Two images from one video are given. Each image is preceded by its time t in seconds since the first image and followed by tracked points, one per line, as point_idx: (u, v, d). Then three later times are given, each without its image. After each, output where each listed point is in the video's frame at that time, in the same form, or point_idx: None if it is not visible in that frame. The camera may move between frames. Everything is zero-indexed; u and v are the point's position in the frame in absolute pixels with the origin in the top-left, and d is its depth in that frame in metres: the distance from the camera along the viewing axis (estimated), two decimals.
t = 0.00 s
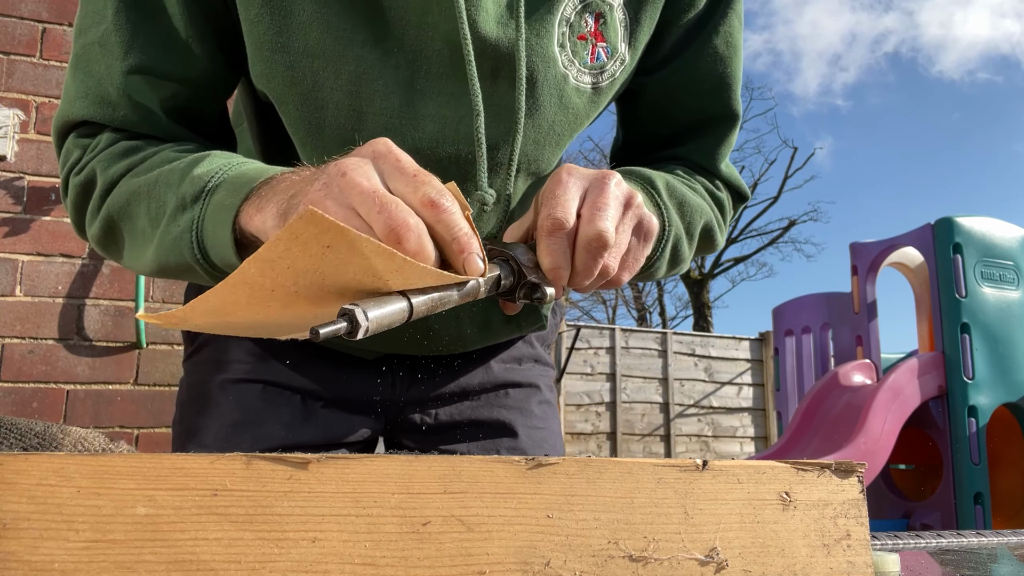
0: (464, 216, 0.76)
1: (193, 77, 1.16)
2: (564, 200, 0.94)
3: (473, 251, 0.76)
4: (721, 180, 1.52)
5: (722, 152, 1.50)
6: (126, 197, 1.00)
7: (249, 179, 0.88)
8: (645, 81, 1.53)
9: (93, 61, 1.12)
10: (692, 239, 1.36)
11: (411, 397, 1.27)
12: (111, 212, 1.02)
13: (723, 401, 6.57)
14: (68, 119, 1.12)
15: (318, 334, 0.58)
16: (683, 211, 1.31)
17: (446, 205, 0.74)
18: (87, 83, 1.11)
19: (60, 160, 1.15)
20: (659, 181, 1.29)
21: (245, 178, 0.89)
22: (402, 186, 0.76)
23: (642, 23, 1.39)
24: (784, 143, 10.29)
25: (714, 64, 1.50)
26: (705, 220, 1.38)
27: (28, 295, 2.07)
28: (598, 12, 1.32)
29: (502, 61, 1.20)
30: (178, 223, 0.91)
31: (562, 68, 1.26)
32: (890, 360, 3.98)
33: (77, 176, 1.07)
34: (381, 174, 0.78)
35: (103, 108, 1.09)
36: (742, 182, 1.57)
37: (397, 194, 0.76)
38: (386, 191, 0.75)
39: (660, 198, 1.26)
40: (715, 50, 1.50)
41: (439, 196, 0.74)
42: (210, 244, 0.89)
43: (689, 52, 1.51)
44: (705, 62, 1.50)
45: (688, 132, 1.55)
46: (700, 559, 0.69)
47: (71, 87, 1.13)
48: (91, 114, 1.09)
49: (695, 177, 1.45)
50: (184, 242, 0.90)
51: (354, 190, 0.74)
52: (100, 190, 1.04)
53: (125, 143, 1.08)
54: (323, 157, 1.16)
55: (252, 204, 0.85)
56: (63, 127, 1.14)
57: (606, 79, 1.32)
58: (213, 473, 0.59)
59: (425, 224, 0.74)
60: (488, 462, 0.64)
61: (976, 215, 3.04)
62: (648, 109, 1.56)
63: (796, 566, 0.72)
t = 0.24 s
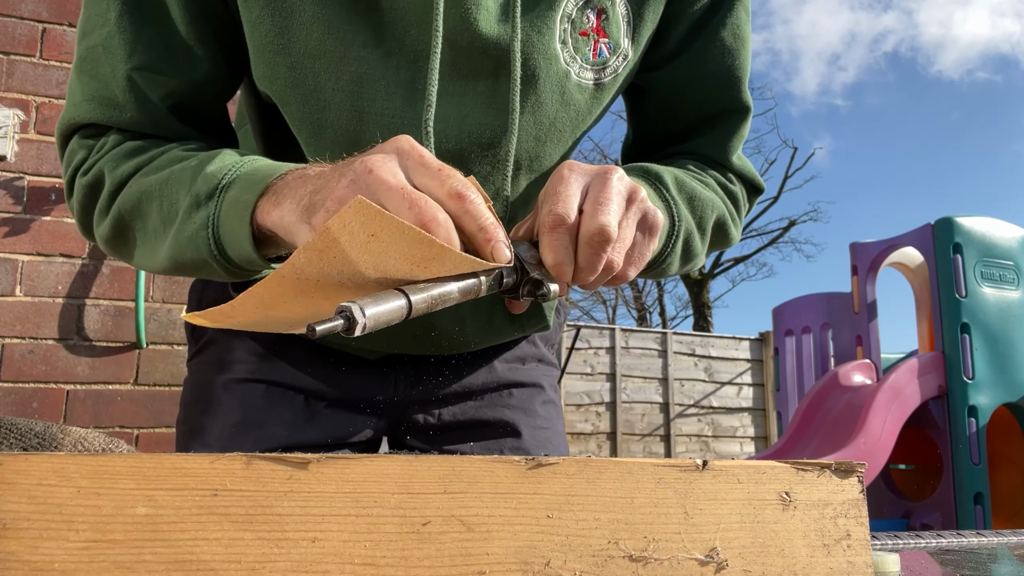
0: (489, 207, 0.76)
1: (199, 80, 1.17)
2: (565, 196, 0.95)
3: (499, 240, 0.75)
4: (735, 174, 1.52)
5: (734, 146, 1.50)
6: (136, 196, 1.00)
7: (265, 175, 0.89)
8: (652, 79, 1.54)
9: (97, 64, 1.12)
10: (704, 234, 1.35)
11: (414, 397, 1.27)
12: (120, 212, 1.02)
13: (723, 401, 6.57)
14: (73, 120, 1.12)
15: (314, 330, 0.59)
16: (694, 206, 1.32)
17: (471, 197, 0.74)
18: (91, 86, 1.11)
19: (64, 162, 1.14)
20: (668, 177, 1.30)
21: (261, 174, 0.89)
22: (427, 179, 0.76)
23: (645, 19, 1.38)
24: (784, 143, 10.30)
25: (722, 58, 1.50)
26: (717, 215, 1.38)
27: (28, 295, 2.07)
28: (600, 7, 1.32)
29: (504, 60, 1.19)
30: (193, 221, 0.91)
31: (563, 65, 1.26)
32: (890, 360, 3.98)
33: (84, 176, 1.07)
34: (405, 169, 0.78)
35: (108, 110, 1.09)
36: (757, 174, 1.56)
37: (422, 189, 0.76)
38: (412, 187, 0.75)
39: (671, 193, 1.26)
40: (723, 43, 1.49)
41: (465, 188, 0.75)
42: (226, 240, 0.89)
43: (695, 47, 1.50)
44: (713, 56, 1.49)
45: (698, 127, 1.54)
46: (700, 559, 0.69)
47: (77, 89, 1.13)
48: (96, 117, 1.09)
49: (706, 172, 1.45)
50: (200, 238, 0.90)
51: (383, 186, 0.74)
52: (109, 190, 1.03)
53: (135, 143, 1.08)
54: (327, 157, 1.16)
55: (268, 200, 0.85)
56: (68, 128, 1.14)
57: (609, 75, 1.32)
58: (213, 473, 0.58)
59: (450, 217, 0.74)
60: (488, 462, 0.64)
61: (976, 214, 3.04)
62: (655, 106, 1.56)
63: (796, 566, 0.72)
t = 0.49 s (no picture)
0: (467, 208, 0.76)
1: (202, 82, 1.16)
2: (568, 188, 0.94)
3: (481, 242, 0.75)
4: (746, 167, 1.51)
5: (744, 138, 1.50)
6: (136, 199, 1.00)
7: (257, 178, 0.88)
8: (659, 74, 1.53)
9: (100, 68, 1.12)
10: (716, 227, 1.35)
11: (418, 397, 1.26)
12: (120, 214, 1.02)
13: (723, 401, 6.57)
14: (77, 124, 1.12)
15: (312, 326, 0.58)
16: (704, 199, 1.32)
17: (448, 199, 0.74)
18: (95, 90, 1.12)
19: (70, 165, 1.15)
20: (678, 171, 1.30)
21: (254, 177, 0.89)
22: (402, 183, 0.76)
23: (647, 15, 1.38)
24: (784, 143, 10.30)
25: (731, 51, 1.49)
26: (727, 208, 1.37)
27: (28, 295, 2.08)
28: (602, 3, 1.32)
29: (505, 57, 1.19)
30: (189, 224, 0.91)
31: (565, 62, 1.26)
32: (891, 360, 3.98)
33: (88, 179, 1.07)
34: (380, 174, 0.78)
35: (111, 114, 1.09)
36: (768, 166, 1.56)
37: (399, 193, 0.77)
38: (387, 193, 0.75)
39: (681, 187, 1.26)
40: (730, 36, 1.49)
41: (440, 191, 0.75)
42: (223, 244, 0.88)
43: (701, 39, 1.49)
44: (722, 48, 1.49)
45: (707, 121, 1.54)
46: (700, 559, 0.69)
47: (80, 94, 1.14)
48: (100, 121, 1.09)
49: (717, 166, 1.45)
50: (197, 243, 0.90)
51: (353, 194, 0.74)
52: (112, 192, 1.03)
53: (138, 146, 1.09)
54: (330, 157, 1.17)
55: (260, 203, 0.84)
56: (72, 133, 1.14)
57: (611, 71, 1.32)
58: (213, 473, 0.58)
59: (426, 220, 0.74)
60: (488, 462, 0.64)
61: (976, 214, 3.04)
62: (663, 102, 1.56)
63: (795, 565, 0.72)
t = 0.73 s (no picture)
0: (437, 219, 0.76)
1: (204, 84, 1.16)
2: (569, 197, 0.93)
3: (449, 252, 0.75)
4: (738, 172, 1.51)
5: (737, 140, 1.50)
6: (135, 207, 1.00)
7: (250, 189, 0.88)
8: (659, 72, 1.53)
9: (106, 73, 1.12)
10: (705, 229, 1.35)
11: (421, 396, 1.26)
12: (122, 220, 1.02)
13: (723, 401, 6.57)
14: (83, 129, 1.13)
15: (313, 330, 0.59)
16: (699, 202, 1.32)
17: (415, 209, 0.75)
18: (101, 94, 1.12)
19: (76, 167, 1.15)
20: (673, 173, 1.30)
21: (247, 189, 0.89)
22: (371, 192, 0.76)
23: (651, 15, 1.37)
24: (784, 143, 10.30)
25: (730, 52, 1.49)
26: (718, 212, 1.38)
27: (28, 295, 2.07)
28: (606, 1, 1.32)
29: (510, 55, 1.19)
30: (182, 234, 0.91)
31: (569, 59, 1.26)
32: (891, 360, 3.98)
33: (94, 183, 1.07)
34: (351, 184, 0.78)
35: (118, 118, 1.09)
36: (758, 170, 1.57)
37: (366, 202, 0.77)
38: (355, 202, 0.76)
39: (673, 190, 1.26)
40: (730, 37, 1.49)
41: (407, 201, 0.75)
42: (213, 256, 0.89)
43: (702, 40, 1.49)
44: (721, 50, 1.49)
45: (702, 121, 1.54)
46: (700, 558, 0.69)
47: (86, 98, 1.14)
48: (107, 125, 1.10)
49: (710, 169, 1.45)
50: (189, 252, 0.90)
51: (320, 203, 0.75)
52: (117, 197, 1.03)
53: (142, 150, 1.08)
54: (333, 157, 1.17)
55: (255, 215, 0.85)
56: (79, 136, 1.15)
57: (614, 69, 1.32)
58: (213, 473, 0.58)
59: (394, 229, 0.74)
60: (488, 462, 0.64)
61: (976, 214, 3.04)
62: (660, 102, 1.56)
63: (796, 565, 0.72)
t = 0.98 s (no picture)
0: (414, 224, 0.75)
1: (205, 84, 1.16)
2: (575, 204, 0.93)
3: (423, 256, 0.73)
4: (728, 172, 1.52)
5: (730, 140, 1.50)
6: (136, 214, 1.00)
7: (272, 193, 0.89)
8: (655, 71, 1.52)
9: (112, 78, 1.13)
10: (697, 229, 1.35)
11: (426, 397, 1.26)
12: (124, 228, 1.02)
13: (723, 401, 6.57)
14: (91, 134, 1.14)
15: (325, 327, 0.62)
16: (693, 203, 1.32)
17: (391, 213, 0.73)
18: (108, 100, 1.13)
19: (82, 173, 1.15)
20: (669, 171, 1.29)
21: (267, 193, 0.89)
22: (348, 198, 0.76)
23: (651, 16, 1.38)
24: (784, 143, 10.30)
25: (726, 53, 1.49)
26: (710, 211, 1.38)
27: (28, 295, 2.07)
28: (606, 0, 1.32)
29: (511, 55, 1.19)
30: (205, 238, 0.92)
31: (570, 59, 1.26)
32: (891, 360, 3.98)
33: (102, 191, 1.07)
34: (331, 190, 0.78)
35: (124, 123, 1.10)
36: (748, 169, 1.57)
37: (344, 208, 0.76)
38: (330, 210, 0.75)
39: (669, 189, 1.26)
40: (726, 37, 1.49)
41: (383, 206, 0.74)
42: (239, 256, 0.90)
43: (699, 40, 1.49)
44: (717, 50, 1.49)
45: (695, 119, 1.54)
46: (700, 559, 0.69)
47: (93, 103, 1.14)
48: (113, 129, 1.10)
49: (704, 168, 1.45)
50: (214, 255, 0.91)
51: (297, 209, 0.75)
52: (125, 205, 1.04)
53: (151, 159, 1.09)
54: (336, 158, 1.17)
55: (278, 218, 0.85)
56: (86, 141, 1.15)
57: (616, 68, 1.32)
58: (213, 473, 0.58)
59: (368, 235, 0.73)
60: (488, 462, 0.64)
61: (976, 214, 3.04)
62: (655, 101, 1.55)
63: (796, 565, 0.72)
